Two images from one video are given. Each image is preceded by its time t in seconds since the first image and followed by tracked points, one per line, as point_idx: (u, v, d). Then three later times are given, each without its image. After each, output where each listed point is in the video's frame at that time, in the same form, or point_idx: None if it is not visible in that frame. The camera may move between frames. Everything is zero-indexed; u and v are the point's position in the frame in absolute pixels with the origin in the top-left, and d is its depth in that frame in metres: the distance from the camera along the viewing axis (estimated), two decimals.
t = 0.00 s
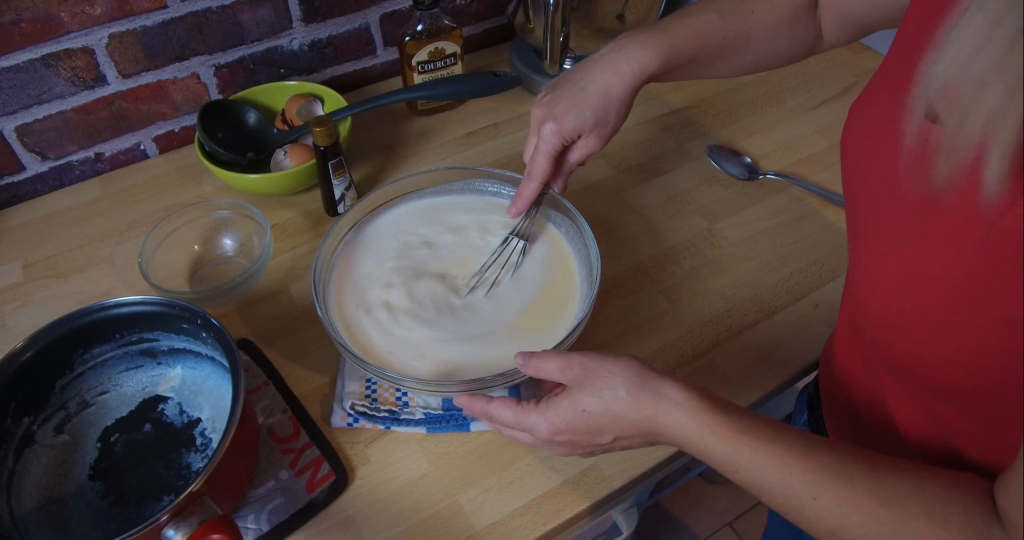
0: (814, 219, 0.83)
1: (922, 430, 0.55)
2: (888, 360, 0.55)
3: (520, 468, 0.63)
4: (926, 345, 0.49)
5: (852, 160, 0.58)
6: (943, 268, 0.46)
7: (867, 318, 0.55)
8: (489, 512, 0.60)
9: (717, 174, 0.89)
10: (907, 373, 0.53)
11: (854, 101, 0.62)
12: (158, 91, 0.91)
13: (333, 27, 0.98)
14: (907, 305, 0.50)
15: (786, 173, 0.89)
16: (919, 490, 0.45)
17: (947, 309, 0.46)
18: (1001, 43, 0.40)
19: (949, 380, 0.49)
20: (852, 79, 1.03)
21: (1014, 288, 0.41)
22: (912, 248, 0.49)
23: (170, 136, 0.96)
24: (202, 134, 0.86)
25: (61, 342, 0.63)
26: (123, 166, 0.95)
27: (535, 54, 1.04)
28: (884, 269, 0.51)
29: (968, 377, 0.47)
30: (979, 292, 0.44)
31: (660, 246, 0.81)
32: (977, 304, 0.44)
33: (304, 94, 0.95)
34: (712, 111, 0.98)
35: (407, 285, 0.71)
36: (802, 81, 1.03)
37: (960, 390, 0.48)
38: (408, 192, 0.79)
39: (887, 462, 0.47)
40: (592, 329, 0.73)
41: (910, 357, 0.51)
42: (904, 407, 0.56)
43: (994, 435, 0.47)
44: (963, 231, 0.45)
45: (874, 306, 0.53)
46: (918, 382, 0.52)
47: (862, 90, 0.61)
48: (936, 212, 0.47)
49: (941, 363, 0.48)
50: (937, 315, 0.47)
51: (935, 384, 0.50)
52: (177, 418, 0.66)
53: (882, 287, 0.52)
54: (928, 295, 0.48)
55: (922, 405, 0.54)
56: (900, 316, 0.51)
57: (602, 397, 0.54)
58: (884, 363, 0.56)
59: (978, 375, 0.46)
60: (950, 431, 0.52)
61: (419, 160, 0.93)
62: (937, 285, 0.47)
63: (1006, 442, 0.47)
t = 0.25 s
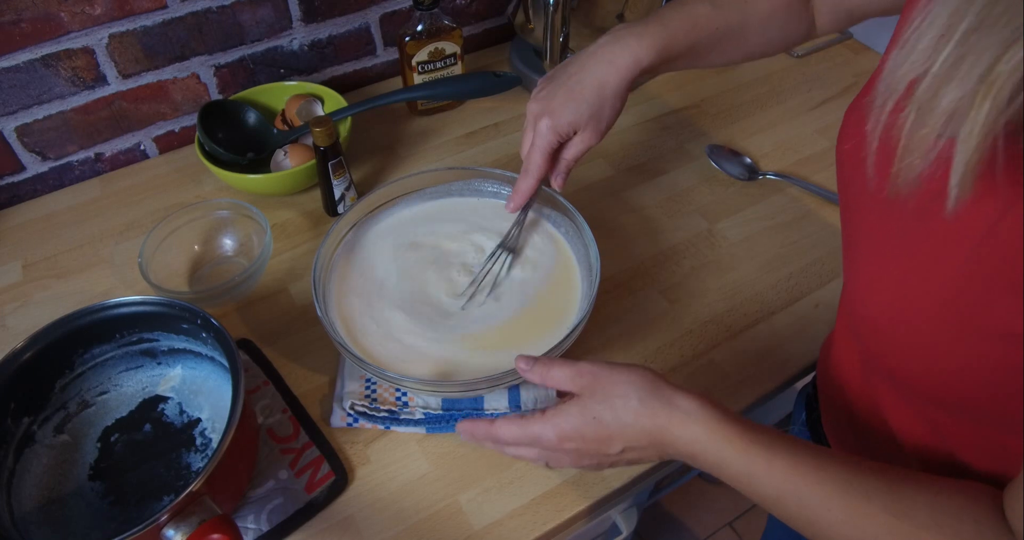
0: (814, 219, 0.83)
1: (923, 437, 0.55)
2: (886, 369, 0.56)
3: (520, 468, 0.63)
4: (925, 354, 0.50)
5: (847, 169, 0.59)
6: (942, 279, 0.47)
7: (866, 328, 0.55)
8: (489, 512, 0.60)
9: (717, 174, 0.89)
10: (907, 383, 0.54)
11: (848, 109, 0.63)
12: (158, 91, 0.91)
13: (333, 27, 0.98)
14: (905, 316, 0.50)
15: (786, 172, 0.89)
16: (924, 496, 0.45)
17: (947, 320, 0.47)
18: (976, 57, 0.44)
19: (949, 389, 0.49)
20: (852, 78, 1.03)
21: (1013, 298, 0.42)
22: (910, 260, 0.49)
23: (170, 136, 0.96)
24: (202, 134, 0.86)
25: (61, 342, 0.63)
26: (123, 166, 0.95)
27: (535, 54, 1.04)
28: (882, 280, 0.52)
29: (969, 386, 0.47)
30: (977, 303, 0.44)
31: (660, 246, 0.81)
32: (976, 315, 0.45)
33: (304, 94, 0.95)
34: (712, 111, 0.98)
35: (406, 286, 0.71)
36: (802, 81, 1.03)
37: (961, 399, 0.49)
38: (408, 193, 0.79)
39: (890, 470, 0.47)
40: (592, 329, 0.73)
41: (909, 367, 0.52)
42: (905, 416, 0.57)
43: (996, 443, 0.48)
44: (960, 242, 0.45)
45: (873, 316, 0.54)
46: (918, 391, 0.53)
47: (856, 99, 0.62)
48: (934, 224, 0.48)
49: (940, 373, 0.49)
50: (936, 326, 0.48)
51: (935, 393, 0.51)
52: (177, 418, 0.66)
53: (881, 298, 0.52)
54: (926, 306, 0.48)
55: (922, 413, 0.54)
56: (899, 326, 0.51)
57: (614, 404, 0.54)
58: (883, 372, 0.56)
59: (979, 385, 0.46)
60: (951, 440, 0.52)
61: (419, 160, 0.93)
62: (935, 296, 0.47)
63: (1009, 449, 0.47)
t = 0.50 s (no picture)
0: (814, 218, 0.83)
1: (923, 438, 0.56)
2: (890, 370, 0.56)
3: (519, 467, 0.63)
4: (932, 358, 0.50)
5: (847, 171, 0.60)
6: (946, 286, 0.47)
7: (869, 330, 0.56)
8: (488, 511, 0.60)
9: (717, 173, 0.89)
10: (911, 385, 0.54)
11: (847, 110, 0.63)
12: (158, 91, 0.91)
13: (333, 27, 0.98)
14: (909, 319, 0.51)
15: (786, 172, 0.89)
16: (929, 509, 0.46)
17: (951, 324, 0.48)
18: (941, 57, 0.44)
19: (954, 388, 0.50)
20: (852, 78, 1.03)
21: (1013, 301, 0.43)
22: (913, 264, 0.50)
23: (170, 136, 0.96)
24: (202, 134, 0.86)
25: (61, 341, 0.63)
26: (123, 166, 0.95)
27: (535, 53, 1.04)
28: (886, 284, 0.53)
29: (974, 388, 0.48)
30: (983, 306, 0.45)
31: (659, 246, 0.81)
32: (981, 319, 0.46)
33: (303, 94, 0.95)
34: (712, 111, 0.98)
35: (406, 284, 0.71)
36: (802, 81, 1.03)
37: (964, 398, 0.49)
38: (408, 191, 0.79)
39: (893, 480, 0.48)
40: (592, 328, 0.73)
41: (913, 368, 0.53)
42: (904, 418, 0.57)
43: (999, 442, 0.49)
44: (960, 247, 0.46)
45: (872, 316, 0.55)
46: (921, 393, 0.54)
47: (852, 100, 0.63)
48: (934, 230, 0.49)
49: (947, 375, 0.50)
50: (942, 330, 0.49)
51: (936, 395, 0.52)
52: (176, 417, 0.66)
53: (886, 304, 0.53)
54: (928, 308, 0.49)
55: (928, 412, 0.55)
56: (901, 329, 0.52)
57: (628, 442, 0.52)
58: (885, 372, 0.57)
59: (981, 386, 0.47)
60: (951, 442, 0.53)
61: (419, 160, 0.93)
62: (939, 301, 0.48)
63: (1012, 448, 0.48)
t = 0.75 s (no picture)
0: (815, 218, 0.83)
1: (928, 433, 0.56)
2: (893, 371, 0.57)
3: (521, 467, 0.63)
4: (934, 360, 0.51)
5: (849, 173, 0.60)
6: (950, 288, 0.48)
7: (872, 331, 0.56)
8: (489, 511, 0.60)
9: (718, 173, 0.89)
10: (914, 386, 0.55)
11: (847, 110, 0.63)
12: (159, 90, 0.91)
13: (334, 26, 0.98)
14: (912, 320, 0.51)
15: (786, 172, 0.89)
16: (937, 512, 0.47)
17: (953, 325, 0.49)
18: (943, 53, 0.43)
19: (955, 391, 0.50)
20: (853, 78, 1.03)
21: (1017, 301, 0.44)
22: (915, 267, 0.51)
23: (171, 135, 0.96)
24: (203, 133, 0.86)
25: (62, 340, 0.63)
26: (124, 166, 0.95)
27: (536, 54, 1.04)
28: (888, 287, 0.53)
29: (976, 388, 0.49)
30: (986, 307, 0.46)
31: (660, 245, 0.81)
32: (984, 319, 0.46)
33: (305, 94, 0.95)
34: (713, 110, 0.99)
35: (408, 284, 0.71)
36: (803, 80, 1.03)
37: (965, 398, 0.50)
38: (409, 191, 0.79)
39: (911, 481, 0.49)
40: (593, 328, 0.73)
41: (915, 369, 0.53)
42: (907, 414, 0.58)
43: (1001, 439, 0.49)
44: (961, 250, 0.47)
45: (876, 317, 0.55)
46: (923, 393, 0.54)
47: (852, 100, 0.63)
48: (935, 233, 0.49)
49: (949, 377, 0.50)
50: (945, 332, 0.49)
51: (937, 393, 0.52)
52: (178, 417, 0.66)
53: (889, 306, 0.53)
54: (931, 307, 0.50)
55: (930, 412, 0.56)
56: (903, 330, 0.53)
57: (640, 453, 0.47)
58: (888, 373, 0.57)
59: (982, 384, 0.48)
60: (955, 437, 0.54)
61: (420, 160, 0.93)
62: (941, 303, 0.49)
63: (1010, 446, 0.49)
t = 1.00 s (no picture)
0: (816, 217, 0.83)
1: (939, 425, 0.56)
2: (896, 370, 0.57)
3: (521, 466, 0.63)
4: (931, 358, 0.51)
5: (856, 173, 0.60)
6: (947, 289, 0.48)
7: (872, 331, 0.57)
8: (490, 511, 0.60)
9: (719, 173, 0.89)
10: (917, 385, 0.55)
11: (852, 115, 0.64)
12: (160, 90, 0.91)
13: (335, 26, 0.98)
14: (910, 317, 0.52)
15: (787, 171, 0.89)
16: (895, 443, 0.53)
17: (953, 324, 0.48)
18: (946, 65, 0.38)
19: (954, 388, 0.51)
20: (853, 78, 1.03)
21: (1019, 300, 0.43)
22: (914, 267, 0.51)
23: (172, 135, 0.96)
24: (205, 133, 0.87)
25: (63, 340, 0.63)
26: (125, 165, 0.95)
27: (536, 53, 1.04)
28: (887, 285, 0.54)
29: (976, 387, 0.48)
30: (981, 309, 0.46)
31: (661, 245, 0.81)
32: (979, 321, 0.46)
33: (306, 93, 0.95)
34: (713, 110, 0.99)
35: (409, 283, 0.71)
36: (804, 80, 1.03)
37: (964, 399, 0.50)
38: (411, 191, 0.79)
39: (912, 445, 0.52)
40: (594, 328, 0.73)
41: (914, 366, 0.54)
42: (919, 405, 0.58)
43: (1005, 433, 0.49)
44: (959, 250, 0.47)
45: (875, 316, 0.55)
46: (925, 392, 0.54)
47: (858, 103, 0.64)
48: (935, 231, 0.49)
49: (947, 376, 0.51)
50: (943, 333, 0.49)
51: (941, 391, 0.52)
52: (179, 416, 0.66)
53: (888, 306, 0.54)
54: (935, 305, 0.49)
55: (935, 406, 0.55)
56: (902, 329, 0.53)
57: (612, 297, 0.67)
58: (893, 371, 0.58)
59: (986, 384, 0.47)
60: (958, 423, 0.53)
61: (420, 159, 0.93)
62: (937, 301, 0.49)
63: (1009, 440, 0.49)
